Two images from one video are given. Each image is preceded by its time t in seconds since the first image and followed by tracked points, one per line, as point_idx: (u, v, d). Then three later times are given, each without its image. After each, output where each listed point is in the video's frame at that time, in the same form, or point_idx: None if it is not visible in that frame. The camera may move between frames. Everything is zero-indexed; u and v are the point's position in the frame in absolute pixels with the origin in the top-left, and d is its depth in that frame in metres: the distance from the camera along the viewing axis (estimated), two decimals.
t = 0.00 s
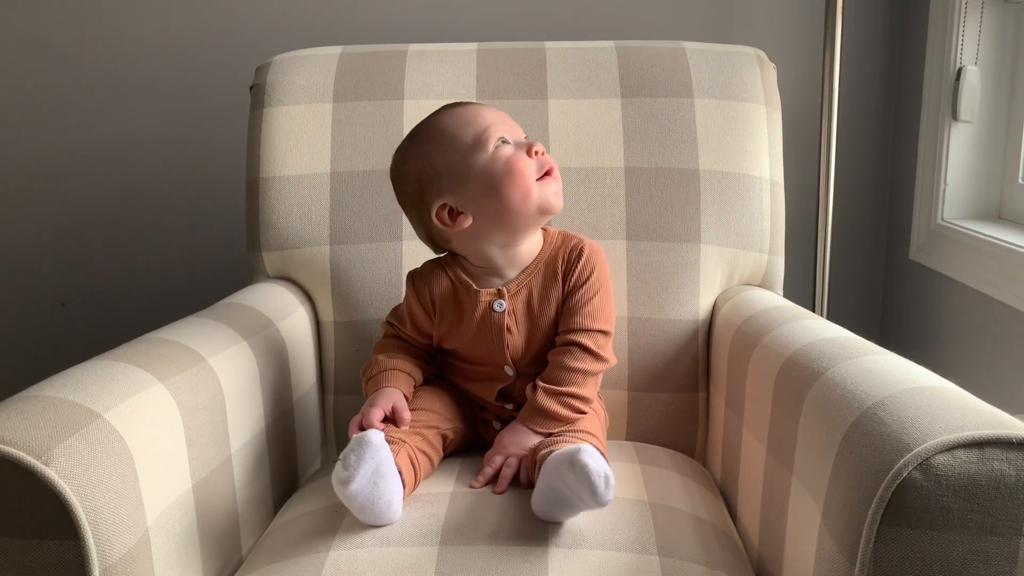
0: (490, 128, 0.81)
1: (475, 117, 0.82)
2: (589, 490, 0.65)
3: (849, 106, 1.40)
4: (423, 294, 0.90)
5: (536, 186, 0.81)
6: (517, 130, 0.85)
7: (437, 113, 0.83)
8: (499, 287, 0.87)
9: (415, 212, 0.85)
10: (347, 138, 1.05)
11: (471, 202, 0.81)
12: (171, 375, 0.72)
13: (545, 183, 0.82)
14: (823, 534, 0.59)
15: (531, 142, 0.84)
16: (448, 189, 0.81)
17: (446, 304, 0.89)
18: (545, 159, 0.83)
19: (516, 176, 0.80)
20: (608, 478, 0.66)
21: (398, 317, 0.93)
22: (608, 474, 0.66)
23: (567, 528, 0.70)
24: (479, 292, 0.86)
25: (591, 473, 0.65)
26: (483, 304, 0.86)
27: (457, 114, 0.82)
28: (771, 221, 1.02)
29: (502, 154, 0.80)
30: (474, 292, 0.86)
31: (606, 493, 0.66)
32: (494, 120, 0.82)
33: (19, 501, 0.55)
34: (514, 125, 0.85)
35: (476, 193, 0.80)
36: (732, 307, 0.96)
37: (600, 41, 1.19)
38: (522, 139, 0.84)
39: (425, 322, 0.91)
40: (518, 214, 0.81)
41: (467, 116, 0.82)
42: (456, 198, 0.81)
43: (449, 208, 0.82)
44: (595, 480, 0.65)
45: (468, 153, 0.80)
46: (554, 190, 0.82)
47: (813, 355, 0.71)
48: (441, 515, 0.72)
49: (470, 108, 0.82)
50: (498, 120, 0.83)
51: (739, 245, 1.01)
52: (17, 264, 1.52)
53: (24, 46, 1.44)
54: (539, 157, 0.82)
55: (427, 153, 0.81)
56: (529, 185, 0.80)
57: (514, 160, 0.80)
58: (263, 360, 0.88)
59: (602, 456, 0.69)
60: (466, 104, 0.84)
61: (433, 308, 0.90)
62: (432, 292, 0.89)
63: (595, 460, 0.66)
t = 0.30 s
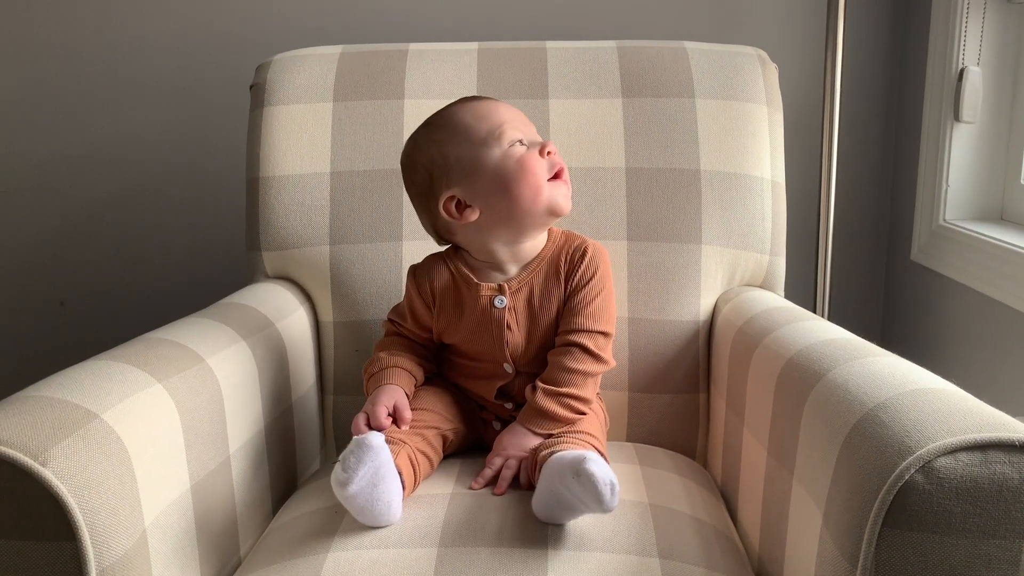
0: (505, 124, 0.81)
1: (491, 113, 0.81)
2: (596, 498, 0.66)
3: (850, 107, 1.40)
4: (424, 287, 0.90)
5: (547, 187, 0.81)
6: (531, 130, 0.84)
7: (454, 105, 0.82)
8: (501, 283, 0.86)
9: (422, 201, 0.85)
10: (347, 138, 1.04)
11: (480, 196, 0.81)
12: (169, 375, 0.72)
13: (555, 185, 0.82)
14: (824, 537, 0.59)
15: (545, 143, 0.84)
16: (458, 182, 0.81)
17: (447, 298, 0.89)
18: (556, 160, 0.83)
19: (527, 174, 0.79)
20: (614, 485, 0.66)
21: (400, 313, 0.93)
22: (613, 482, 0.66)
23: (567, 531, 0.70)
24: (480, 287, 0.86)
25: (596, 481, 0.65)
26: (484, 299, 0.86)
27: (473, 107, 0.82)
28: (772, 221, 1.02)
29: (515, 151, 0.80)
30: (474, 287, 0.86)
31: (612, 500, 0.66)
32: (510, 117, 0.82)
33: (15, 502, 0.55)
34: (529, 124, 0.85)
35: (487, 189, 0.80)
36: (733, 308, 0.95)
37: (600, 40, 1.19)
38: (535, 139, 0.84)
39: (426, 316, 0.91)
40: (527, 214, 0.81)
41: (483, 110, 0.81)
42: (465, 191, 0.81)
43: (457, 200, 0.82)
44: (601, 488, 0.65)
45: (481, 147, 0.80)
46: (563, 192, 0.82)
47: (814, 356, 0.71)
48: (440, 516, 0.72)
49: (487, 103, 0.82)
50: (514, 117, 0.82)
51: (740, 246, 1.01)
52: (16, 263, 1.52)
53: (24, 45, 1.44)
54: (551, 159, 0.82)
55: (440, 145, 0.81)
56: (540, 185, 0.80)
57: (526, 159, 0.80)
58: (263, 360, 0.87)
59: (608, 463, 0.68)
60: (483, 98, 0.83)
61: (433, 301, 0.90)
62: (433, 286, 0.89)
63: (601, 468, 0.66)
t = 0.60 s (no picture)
0: (516, 132, 0.80)
1: (503, 119, 0.80)
2: (598, 498, 0.65)
3: (851, 107, 1.39)
4: (422, 286, 0.90)
5: (554, 199, 0.81)
6: (541, 138, 0.84)
7: (467, 103, 0.81)
8: (499, 284, 0.86)
9: (424, 198, 0.84)
10: (347, 137, 1.04)
11: (485, 203, 0.80)
12: (167, 375, 0.71)
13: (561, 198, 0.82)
14: (826, 539, 0.58)
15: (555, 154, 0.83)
16: (465, 186, 0.80)
17: (445, 299, 0.89)
18: (564, 173, 0.83)
19: (535, 186, 0.79)
20: (614, 484, 0.66)
21: (398, 313, 0.92)
22: (613, 481, 0.66)
23: (567, 533, 0.69)
24: (479, 287, 0.86)
25: (597, 480, 0.65)
26: (482, 300, 0.86)
27: (484, 110, 0.81)
28: (773, 221, 1.02)
29: (525, 162, 0.80)
30: (473, 288, 0.86)
31: (613, 499, 0.65)
32: (523, 125, 0.81)
33: (9, 502, 0.55)
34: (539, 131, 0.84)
35: (494, 196, 0.80)
36: (733, 308, 0.95)
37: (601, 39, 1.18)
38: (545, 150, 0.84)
39: (424, 316, 0.91)
40: (532, 224, 0.81)
41: (495, 114, 0.80)
42: (471, 195, 0.81)
43: (460, 203, 0.81)
44: (601, 487, 0.65)
45: (491, 154, 0.79)
46: (568, 207, 0.82)
47: (815, 357, 0.71)
48: (439, 518, 0.72)
49: (500, 106, 0.81)
50: (524, 125, 0.82)
51: (741, 246, 1.00)
52: (15, 262, 1.51)
53: (23, 43, 1.43)
54: (559, 171, 0.82)
55: (449, 146, 0.80)
56: (547, 198, 0.80)
57: (536, 171, 0.80)
58: (261, 361, 0.87)
59: (606, 462, 0.68)
60: (495, 100, 0.82)
61: (431, 301, 0.89)
62: (432, 285, 0.89)
63: (600, 467, 0.66)
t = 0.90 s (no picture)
0: (481, 164, 0.79)
1: (475, 147, 0.79)
2: (597, 498, 0.65)
3: (852, 106, 1.39)
4: (420, 279, 0.91)
5: (499, 240, 0.81)
6: (526, 168, 0.80)
7: (464, 111, 0.79)
8: (492, 281, 0.86)
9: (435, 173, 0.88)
10: (346, 137, 1.04)
11: (452, 214, 0.84)
12: (167, 376, 0.71)
13: (512, 240, 0.81)
14: (828, 540, 0.58)
15: (525, 194, 0.79)
16: (441, 190, 0.84)
17: (442, 292, 0.89)
18: (526, 218, 0.80)
19: (482, 222, 0.80)
20: (613, 485, 0.65)
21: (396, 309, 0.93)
22: (613, 481, 0.65)
23: (569, 534, 0.69)
24: (473, 283, 0.86)
25: (595, 480, 0.65)
26: (476, 296, 0.86)
27: (472, 126, 0.79)
28: (774, 221, 1.02)
29: (477, 197, 0.80)
30: (467, 283, 0.86)
31: (613, 499, 0.65)
32: (496, 156, 0.78)
33: (8, 504, 0.55)
34: (531, 156, 0.80)
35: (456, 213, 0.83)
36: (734, 308, 0.95)
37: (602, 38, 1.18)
38: (524, 183, 0.80)
39: (421, 310, 0.91)
40: (481, 251, 0.83)
41: (475, 136, 0.79)
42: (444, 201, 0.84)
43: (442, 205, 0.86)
44: (600, 487, 0.64)
45: (457, 178, 0.81)
46: (524, 248, 0.81)
47: (817, 358, 0.70)
48: (439, 519, 0.71)
49: (486, 129, 0.78)
50: (498, 157, 0.79)
51: (742, 246, 1.00)
52: (13, 262, 1.51)
53: (21, 43, 1.43)
54: (515, 215, 0.79)
55: (439, 152, 0.82)
56: (491, 237, 0.81)
57: (482, 211, 0.80)
58: (261, 361, 0.87)
59: (605, 461, 0.68)
60: (493, 115, 0.79)
61: (427, 294, 0.90)
62: (429, 278, 0.90)
63: (598, 467, 0.65)
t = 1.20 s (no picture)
0: (473, 148, 0.80)
1: (466, 132, 0.80)
2: (596, 494, 0.65)
3: (852, 102, 1.39)
4: (426, 272, 0.90)
5: (492, 224, 0.80)
6: (518, 153, 0.80)
7: (458, 103, 0.81)
8: (497, 277, 0.86)
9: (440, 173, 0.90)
10: (345, 135, 1.03)
11: (449, 205, 0.84)
12: (166, 376, 0.71)
13: (504, 223, 0.80)
14: (830, 538, 0.58)
15: (515, 177, 0.79)
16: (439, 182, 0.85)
17: (448, 287, 0.89)
18: (517, 200, 0.79)
19: (476, 208, 0.80)
20: (613, 481, 0.65)
21: (401, 305, 0.93)
22: (613, 478, 0.65)
23: (570, 533, 0.69)
24: (477, 278, 0.86)
25: (594, 475, 0.64)
26: (479, 291, 0.86)
27: (464, 115, 0.80)
28: (775, 219, 1.01)
29: (469, 181, 0.80)
30: (472, 279, 0.86)
31: (613, 495, 0.65)
32: (487, 140, 0.79)
33: (5, 504, 0.54)
34: (523, 142, 0.80)
35: (452, 201, 0.83)
36: (735, 305, 0.95)
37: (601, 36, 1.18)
38: (516, 168, 0.80)
39: (427, 304, 0.91)
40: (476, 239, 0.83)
41: (466, 123, 0.80)
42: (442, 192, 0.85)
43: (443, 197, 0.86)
44: (600, 483, 0.64)
45: (452, 166, 0.82)
46: (518, 233, 0.80)
47: (819, 355, 0.70)
48: (440, 518, 0.71)
49: (477, 116, 0.80)
50: (489, 140, 0.79)
51: (743, 244, 1.00)
52: (12, 261, 1.51)
53: (20, 43, 1.43)
54: (507, 197, 0.79)
55: (436, 144, 0.84)
56: (483, 220, 0.80)
57: (473, 195, 0.80)
58: (260, 360, 0.86)
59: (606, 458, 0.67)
60: (485, 103, 0.80)
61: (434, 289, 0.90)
62: (435, 272, 0.90)
63: (598, 463, 0.65)
